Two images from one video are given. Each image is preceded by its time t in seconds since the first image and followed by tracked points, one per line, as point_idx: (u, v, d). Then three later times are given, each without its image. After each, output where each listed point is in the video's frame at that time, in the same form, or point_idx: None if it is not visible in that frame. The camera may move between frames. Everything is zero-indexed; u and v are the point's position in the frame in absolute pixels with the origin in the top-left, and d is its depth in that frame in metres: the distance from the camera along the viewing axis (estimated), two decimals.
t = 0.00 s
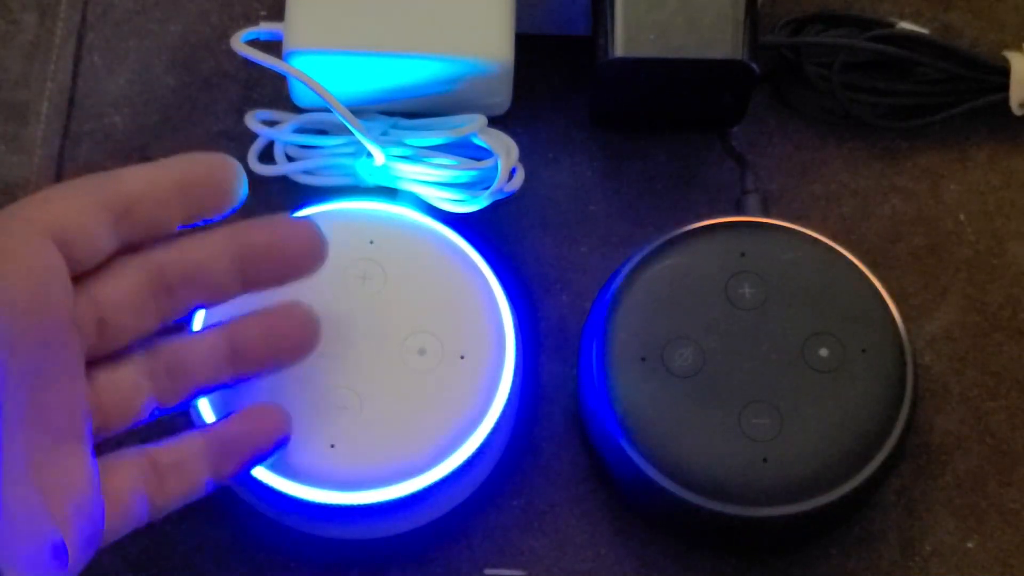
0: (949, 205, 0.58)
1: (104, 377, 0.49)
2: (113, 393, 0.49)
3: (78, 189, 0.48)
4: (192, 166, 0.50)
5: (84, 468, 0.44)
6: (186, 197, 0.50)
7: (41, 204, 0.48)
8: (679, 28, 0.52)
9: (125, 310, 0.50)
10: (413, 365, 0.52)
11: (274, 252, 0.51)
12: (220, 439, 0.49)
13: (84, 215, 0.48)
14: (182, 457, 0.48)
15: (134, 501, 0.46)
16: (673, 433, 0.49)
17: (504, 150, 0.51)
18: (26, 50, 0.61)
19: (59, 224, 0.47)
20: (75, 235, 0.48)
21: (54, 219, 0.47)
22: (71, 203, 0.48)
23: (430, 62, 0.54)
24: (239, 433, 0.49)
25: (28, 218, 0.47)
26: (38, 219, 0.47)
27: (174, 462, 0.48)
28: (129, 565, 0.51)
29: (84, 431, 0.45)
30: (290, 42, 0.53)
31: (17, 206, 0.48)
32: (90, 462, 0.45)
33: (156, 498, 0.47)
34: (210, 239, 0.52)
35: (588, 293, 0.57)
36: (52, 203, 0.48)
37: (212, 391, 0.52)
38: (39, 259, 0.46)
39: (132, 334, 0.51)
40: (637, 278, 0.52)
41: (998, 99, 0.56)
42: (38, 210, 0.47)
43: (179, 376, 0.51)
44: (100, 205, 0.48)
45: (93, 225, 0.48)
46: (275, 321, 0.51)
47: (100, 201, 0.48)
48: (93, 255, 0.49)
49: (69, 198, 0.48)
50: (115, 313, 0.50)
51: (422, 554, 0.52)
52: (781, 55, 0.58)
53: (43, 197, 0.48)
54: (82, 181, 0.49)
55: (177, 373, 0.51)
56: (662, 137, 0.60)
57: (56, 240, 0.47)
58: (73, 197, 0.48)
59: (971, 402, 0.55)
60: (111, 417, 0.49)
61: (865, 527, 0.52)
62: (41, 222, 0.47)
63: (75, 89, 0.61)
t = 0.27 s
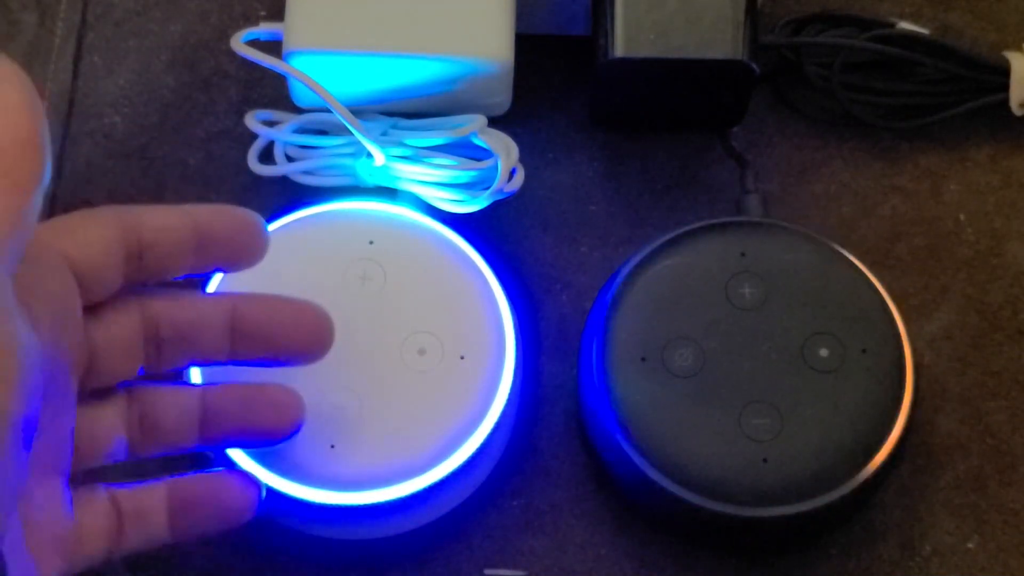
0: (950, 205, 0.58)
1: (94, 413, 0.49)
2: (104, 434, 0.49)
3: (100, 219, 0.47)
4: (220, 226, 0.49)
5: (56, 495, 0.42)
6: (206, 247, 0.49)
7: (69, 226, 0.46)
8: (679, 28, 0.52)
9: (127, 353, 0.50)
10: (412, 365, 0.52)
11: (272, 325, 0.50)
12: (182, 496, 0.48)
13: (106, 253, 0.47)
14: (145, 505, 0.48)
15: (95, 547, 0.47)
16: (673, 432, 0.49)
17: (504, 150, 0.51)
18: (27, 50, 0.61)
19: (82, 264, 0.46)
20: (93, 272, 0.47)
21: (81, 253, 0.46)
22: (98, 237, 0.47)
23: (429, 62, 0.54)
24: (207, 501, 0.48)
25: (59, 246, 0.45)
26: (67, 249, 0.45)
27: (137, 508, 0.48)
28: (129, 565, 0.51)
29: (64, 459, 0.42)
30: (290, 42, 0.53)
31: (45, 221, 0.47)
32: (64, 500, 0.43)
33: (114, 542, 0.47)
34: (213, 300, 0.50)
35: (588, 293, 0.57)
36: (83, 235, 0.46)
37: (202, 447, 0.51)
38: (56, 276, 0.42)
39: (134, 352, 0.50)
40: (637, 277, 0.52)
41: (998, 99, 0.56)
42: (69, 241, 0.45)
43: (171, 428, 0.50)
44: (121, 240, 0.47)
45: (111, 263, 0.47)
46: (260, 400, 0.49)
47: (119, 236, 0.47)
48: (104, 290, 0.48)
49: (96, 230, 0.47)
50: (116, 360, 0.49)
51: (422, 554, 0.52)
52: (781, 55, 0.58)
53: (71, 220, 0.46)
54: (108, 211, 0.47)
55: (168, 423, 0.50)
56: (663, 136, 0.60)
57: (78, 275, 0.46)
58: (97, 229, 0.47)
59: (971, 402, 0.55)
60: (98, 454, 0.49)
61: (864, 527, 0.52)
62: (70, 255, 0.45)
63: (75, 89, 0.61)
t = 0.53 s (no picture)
0: (949, 205, 0.58)
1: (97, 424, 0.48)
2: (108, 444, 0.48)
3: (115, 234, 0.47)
4: (239, 248, 0.48)
5: (52, 505, 0.42)
6: (220, 270, 0.49)
7: (84, 239, 0.46)
8: (679, 28, 0.52)
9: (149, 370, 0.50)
10: (412, 365, 0.52)
11: (282, 349, 0.50)
12: (181, 512, 0.48)
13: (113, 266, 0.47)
14: (143, 517, 0.48)
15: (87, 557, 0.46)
16: (673, 432, 0.49)
17: (504, 150, 0.51)
18: (27, 50, 0.61)
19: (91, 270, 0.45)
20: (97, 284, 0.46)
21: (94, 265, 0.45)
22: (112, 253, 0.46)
23: (429, 62, 0.54)
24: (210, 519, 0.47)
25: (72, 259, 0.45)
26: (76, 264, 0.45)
27: (135, 521, 0.48)
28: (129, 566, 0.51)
29: (65, 471, 0.43)
30: (290, 42, 0.53)
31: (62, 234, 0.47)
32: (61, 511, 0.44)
33: (109, 552, 0.47)
34: (226, 320, 0.51)
35: (588, 293, 0.57)
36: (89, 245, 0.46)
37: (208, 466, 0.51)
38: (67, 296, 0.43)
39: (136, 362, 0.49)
40: (637, 277, 0.52)
41: (998, 99, 0.56)
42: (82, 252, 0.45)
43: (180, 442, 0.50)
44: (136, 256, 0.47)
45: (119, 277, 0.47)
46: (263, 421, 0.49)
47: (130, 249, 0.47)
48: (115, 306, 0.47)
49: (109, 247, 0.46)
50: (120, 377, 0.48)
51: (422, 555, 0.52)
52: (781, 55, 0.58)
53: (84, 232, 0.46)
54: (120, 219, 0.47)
55: (174, 439, 0.50)
56: (663, 136, 0.60)
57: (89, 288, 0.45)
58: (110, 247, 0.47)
59: (971, 402, 0.55)
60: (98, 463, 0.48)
61: (865, 527, 0.52)
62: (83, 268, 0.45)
63: (75, 89, 0.61)
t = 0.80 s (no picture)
0: (950, 205, 0.58)
1: (118, 432, 0.48)
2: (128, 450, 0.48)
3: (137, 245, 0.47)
4: (268, 257, 0.49)
5: (66, 507, 0.42)
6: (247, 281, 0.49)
7: (99, 248, 0.46)
8: (679, 28, 0.52)
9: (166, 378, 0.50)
10: (412, 365, 0.52)
11: (310, 354, 0.50)
12: (202, 516, 0.48)
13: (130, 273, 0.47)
14: (164, 518, 0.47)
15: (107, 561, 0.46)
16: (673, 432, 0.49)
17: (504, 150, 0.51)
18: (27, 50, 0.61)
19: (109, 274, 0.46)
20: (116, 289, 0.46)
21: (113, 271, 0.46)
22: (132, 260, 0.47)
23: (429, 62, 0.54)
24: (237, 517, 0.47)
25: (85, 264, 0.45)
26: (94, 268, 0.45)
27: (156, 523, 0.47)
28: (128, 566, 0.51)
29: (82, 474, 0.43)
30: (290, 42, 0.53)
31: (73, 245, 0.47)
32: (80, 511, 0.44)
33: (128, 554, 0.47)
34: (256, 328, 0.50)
35: (588, 293, 0.57)
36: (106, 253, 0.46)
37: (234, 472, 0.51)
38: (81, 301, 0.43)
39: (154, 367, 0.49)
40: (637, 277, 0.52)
41: (998, 99, 0.56)
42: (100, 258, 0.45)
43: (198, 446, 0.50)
44: (157, 264, 0.47)
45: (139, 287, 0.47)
46: (293, 423, 0.49)
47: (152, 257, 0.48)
48: (135, 315, 0.48)
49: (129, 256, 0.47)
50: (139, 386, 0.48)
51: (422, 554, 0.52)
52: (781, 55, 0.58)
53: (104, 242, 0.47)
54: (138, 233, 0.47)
55: (198, 444, 0.49)
56: (663, 137, 0.60)
57: (103, 293, 0.46)
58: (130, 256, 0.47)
59: (971, 402, 0.55)
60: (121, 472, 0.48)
61: (864, 527, 0.52)
62: (100, 275, 0.45)
63: (75, 89, 0.61)
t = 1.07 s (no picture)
0: (949, 205, 0.58)
1: (153, 466, 0.47)
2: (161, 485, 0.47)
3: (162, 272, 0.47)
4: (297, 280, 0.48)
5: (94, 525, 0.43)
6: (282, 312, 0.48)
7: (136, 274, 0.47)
8: (679, 28, 0.52)
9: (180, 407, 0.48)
10: (412, 365, 0.52)
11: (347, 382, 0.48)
12: (239, 542, 0.46)
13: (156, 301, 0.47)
14: (200, 544, 0.45)
15: None
16: (673, 432, 0.49)
17: (504, 150, 0.51)
18: (26, 51, 0.61)
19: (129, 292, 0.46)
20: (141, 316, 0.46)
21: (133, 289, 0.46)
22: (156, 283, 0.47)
23: (429, 62, 0.54)
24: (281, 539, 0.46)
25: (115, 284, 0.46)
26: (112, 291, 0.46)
27: (192, 549, 0.45)
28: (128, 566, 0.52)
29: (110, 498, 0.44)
30: (290, 42, 0.53)
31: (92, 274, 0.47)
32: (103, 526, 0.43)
33: None
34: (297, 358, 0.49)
35: (588, 293, 0.57)
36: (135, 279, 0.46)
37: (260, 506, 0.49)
38: (92, 310, 0.44)
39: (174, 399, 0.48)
40: (637, 278, 0.52)
41: (998, 99, 0.56)
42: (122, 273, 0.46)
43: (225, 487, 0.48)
44: (188, 291, 0.47)
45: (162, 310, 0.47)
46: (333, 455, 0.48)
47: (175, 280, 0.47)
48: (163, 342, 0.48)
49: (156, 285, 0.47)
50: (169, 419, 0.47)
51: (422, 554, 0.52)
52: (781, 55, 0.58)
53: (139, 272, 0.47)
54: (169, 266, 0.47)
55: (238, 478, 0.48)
56: (663, 136, 0.60)
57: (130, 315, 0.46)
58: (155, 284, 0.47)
59: (971, 402, 0.55)
60: (158, 510, 0.47)
61: (864, 527, 0.52)
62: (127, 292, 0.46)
63: (75, 89, 0.61)
